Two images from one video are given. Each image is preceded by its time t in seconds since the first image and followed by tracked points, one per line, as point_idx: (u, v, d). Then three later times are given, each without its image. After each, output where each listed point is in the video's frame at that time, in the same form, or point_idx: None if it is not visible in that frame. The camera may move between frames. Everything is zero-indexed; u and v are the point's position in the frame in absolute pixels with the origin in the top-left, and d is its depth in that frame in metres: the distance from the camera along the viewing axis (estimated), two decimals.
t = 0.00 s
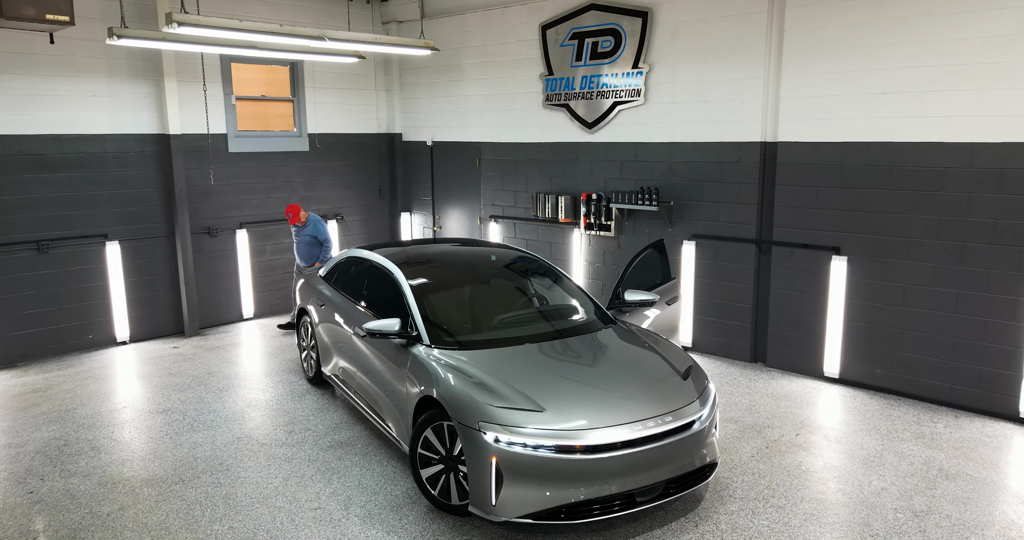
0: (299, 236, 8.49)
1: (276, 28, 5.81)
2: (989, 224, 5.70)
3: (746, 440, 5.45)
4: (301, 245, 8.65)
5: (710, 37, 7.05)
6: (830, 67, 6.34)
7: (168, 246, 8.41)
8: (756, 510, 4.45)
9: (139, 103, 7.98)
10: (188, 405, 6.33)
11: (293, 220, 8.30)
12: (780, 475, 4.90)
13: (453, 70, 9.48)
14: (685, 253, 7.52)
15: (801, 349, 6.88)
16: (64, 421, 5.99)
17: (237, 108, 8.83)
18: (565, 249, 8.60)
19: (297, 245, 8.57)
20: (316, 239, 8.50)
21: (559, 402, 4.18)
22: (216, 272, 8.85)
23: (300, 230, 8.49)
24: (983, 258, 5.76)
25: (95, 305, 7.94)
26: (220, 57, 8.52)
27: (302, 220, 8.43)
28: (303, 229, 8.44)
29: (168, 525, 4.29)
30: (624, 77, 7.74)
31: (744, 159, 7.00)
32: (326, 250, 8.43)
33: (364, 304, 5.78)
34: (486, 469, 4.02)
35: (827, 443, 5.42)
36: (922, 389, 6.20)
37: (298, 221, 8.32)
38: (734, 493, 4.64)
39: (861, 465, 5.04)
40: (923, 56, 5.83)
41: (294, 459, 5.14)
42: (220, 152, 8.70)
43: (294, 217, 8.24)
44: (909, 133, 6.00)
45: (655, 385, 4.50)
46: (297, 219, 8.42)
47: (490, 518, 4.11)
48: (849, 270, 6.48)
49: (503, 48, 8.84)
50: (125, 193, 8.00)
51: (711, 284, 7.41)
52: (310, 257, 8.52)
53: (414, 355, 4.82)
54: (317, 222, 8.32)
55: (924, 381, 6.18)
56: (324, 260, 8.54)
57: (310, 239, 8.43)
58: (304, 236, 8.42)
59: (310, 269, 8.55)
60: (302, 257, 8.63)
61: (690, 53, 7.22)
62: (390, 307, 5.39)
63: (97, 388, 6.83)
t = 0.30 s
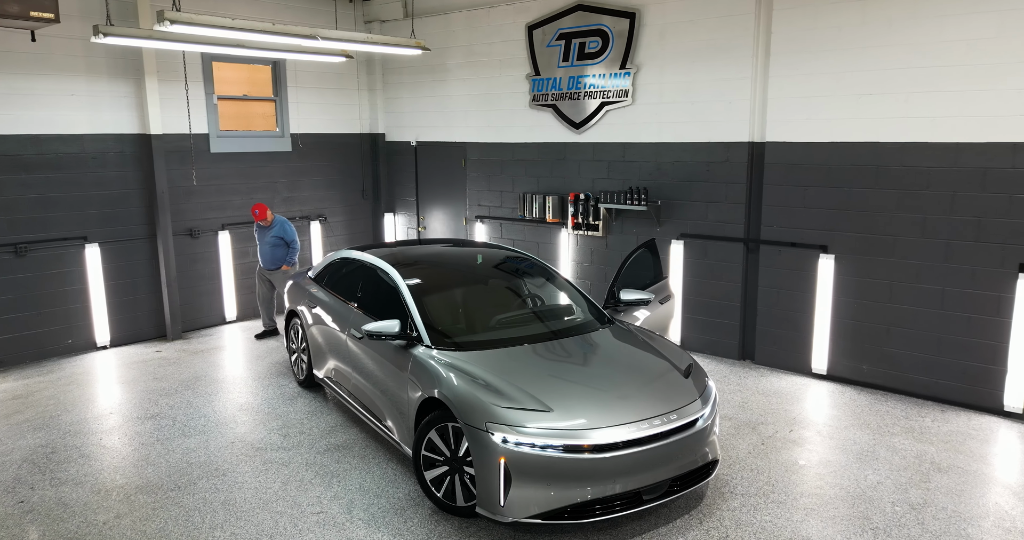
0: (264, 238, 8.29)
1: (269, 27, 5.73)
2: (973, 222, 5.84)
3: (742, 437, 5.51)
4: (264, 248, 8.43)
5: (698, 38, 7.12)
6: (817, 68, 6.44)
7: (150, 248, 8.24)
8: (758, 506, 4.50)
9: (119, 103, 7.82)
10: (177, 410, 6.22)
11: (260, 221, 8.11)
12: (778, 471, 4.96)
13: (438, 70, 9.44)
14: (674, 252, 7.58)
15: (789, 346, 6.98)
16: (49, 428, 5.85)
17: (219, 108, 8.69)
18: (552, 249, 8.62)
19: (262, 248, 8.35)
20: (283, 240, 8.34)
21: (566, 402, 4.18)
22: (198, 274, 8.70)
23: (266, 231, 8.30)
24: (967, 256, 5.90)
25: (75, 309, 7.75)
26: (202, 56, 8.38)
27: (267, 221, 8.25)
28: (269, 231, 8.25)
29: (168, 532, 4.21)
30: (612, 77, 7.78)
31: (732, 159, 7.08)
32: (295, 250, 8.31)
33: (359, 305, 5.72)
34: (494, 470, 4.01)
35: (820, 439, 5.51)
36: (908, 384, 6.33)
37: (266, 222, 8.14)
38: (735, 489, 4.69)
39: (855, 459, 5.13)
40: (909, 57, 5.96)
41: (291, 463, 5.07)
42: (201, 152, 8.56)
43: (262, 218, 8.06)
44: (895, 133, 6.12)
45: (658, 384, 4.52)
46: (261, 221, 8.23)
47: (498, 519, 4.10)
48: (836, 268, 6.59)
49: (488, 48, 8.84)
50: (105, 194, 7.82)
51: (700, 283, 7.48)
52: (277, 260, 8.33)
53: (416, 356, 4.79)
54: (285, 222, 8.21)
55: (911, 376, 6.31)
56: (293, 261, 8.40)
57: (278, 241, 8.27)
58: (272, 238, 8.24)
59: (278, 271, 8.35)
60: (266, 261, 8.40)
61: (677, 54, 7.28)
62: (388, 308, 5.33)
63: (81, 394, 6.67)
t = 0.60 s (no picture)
0: (232, 242, 7.96)
1: (261, 26, 5.66)
2: (957, 221, 5.98)
3: (737, 434, 5.57)
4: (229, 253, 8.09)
5: (684, 39, 7.19)
6: (803, 68, 6.54)
7: (129, 251, 8.06)
8: (758, 502, 4.54)
9: (97, 102, 7.64)
10: (165, 415, 6.11)
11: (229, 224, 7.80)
12: (775, 467, 5.02)
13: (421, 70, 9.40)
14: (661, 251, 7.64)
15: (775, 343, 7.07)
16: (32, 436, 5.69)
17: (199, 108, 8.55)
18: (539, 249, 8.63)
19: (229, 252, 8.01)
20: (252, 243, 8.07)
21: (571, 402, 4.18)
22: (178, 277, 8.54)
23: (233, 235, 7.98)
24: (951, 253, 6.04)
25: (52, 313, 7.56)
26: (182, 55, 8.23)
27: (234, 224, 7.95)
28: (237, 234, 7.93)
29: None
30: (598, 78, 7.81)
31: (719, 159, 7.15)
32: (265, 252, 8.07)
33: (353, 306, 5.65)
34: (500, 471, 4.00)
35: (812, 434, 5.59)
36: (893, 379, 6.46)
37: (235, 225, 7.85)
38: (735, 486, 4.74)
39: (849, 454, 5.21)
40: (894, 59, 6.08)
41: (288, 468, 5.01)
42: (181, 153, 8.40)
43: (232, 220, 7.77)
44: (880, 133, 6.24)
45: (660, 382, 4.55)
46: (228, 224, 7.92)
47: (504, 520, 4.09)
48: (823, 266, 6.70)
49: (472, 48, 8.82)
50: (83, 195, 7.63)
51: (686, 282, 7.55)
52: (246, 263, 8.03)
53: (416, 358, 4.75)
54: (254, 223, 7.97)
55: (896, 372, 6.44)
56: (262, 265, 8.14)
57: (247, 243, 7.99)
58: (242, 240, 7.95)
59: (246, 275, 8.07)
60: (233, 266, 8.06)
61: (664, 56, 7.34)
62: (385, 309, 5.28)
63: (62, 401, 6.51)
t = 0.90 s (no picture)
0: (201, 251, 7.63)
1: (253, 25, 5.59)
2: (940, 219, 6.12)
3: (731, 431, 5.63)
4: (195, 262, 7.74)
5: (671, 40, 7.24)
6: (788, 70, 6.64)
7: (108, 253, 7.89)
8: (758, 498, 4.60)
9: (75, 101, 7.46)
10: (153, 421, 5.98)
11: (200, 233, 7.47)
12: (771, 463, 5.08)
13: (404, 69, 9.35)
14: (648, 250, 7.69)
15: (762, 341, 7.17)
16: (15, 444, 5.55)
17: (178, 107, 8.39)
18: (525, 249, 8.64)
19: (195, 262, 7.66)
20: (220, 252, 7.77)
21: (576, 401, 4.18)
22: (159, 280, 8.38)
23: (201, 244, 7.65)
24: (934, 251, 6.18)
25: (30, 318, 7.36)
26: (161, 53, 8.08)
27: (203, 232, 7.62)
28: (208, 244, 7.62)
29: None
30: (585, 78, 7.83)
31: (706, 159, 7.22)
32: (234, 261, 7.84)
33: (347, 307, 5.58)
34: (507, 472, 3.99)
35: (804, 430, 5.67)
36: (879, 375, 6.58)
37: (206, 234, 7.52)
38: (733, 482, 4.79)
39: (842, 449, 5.30)
40: (878, 61, 6.20)
41: (284, 472, 4.94)
42: (161, 153, 8.25)
43: (204, 229, 7.46)
44: (864, 133, 6.36)
45: (661, 381, 4.58)
46: (196, 232, 7.57)
47: (510, 520, 4.09)
48: (809, 265, 6.80)
49: (457, 48, 8.79)
50: (61, 197, 7.45)
51: (674, 281, 7.61)
52: (214, 273, 7.74)
53: (416, 359, 4.71)
54: (224, 231, 7.69)
55: (881, 368, 6.56)
56: (229, 273, 7.89)
57: (217, 252, 7.70)
58: (212, 250, 7.64)
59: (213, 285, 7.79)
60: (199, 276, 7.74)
61: (651, 56, 7.39)
62: (382, 311, 5.23)
63: (44, 407, 6.35)
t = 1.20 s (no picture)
0: (171, 254, 7.28)
1: (246, 23, 5.51)
2: (926, 218, 6.24)
3: (726, 429, 5.68)
4: (163, 268, 7.35)
5: (659, 41, 7.30)
6: (776, 71, 6.72)
7: (89, 256, 7.72)
8: (759, 494, 4.65)
9: (54, 100, 7.29)
10: (142, 426, 5.87)
11: (170, 233, 7.13)
12: (769, 460, 5.14)
13: (390, 69, 9.30)
14: (637, 250, 7.74)
15: (751, 339, 7.25)
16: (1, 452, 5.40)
17: (160, 106, 8.24)
18: (513, 249, 8.64)
19: (166, 266, 7.28)
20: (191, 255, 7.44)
21: (583, 401, 4.19)
22: (141, 283, 8.22)
23: (170, 246, 7.29)
24: (920, 249, 6.30)
25: (9, 323, 7.18)
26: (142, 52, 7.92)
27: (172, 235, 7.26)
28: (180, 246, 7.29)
29: None
30: (573, 78, 7.85)
31: (695, 159, 7.28)
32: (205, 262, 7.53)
33: (343, 310, 5.52)
34: (516, 472, 3.98)
35: (797, 426, 5.75)
36: (867, 371, 6.69)
37: (176, 234, 7.20)
38: (733, 479, 4.84)
39: (836, 444, 5.38)
40: (865, 62, 6.30)
41: (283, 476, 4.89)
42: (143, 153, 8.09)
43: (175, 228, 7.15)
44: (851, 134, 6.46)
45: (664, 380, 4.61)
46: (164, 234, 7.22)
47: (518, 521, 4.08)
48: (798, 263, 6.89)
49: (444, 48, 8.76)
50: (40, 199, 7.27)
51: (663, 280, 7.67)
52: (186, 277, 7.38)
53: (418, 362, 4.68)
54: (194, 231, 7.40)
55: (869, 364, 6.68)
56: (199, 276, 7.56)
57: (188, 254, 7.36)
58: (183, 251, 7.31)
59: (189, 289, 7.47)
60: (169, 282, 7.35)
61: (639, 57, 7.44)
62: (381, 313, 5.18)
63: (28, 414, 6.19)
